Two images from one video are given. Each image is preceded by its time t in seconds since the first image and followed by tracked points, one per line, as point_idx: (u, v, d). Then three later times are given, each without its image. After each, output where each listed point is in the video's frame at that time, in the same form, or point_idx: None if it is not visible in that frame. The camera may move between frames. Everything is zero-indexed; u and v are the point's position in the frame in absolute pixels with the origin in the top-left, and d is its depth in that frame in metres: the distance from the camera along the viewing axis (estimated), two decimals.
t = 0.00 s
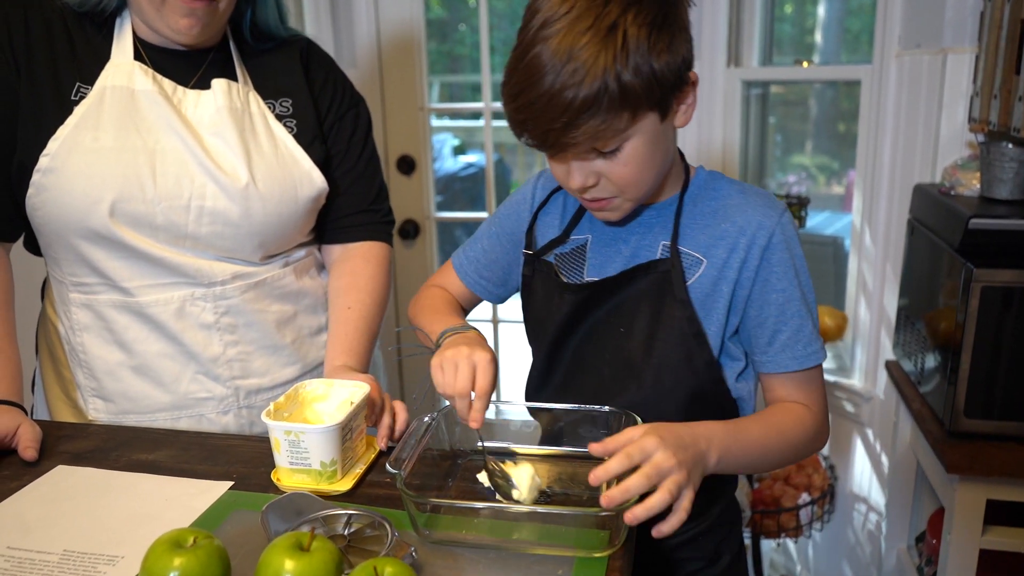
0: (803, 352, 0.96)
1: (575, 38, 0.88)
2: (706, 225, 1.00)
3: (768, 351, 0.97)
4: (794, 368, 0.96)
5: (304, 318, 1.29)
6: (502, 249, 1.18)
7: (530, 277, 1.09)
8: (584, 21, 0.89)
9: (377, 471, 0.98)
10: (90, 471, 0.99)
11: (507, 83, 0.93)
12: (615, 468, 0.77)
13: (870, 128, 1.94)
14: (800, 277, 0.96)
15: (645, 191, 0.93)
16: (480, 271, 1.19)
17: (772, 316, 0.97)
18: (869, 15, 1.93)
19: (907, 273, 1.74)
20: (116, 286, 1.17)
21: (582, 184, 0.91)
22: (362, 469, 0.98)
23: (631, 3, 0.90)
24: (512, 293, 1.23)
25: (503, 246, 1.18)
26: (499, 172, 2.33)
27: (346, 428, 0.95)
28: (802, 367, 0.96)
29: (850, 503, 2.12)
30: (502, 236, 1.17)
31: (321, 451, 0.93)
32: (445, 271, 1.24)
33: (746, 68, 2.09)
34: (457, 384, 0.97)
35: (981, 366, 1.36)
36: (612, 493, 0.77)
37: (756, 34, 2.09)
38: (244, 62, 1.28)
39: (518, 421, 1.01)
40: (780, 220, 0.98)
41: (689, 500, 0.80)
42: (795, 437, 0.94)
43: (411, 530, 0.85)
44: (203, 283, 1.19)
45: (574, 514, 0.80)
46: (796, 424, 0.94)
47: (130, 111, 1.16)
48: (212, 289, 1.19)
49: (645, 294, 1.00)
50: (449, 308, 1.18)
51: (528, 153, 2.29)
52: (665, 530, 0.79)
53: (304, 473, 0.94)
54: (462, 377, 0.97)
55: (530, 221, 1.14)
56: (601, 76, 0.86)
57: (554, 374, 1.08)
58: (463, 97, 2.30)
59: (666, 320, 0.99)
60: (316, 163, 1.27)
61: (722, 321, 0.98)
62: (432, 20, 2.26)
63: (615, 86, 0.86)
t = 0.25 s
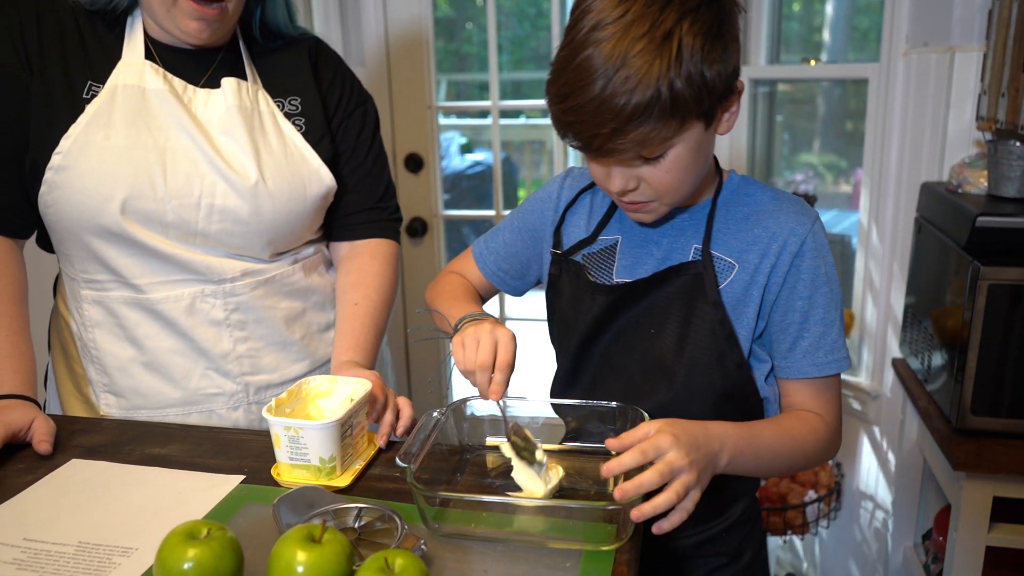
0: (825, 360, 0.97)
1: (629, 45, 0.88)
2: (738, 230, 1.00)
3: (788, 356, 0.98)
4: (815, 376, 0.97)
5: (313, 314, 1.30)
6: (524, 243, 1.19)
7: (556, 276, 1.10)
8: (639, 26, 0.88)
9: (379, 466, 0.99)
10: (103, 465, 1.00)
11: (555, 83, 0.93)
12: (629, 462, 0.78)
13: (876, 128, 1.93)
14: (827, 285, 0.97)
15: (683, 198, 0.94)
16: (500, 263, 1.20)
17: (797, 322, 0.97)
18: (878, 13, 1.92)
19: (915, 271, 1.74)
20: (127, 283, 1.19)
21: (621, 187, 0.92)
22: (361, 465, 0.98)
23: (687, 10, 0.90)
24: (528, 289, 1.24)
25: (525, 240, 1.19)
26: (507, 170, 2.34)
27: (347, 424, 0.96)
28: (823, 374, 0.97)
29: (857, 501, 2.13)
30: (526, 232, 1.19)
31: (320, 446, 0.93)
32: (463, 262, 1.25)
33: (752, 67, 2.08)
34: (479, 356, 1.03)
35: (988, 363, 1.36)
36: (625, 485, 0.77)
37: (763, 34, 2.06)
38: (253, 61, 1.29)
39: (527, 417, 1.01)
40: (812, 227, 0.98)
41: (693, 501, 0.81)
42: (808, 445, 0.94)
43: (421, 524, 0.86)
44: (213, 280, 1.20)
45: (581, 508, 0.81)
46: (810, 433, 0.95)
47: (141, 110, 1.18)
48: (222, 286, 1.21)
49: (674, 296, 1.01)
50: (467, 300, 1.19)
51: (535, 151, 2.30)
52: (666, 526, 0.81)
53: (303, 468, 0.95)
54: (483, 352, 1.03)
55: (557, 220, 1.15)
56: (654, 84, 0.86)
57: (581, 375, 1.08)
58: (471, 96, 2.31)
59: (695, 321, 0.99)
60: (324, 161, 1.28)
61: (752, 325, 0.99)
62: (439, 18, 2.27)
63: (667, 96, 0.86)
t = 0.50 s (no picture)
0: (834, 362, 0.97)
1: (657, 45, 0.88)
2: (752, 231, 1.01)
3: (798, 357, 0.99)
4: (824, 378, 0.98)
5: (323, 310, 1.32)
6: (537, 240, 1.20)
7: (571, 273, 1.12)
8: (667, 27, 0.89)
9: (387, 459, 1.00)
10: (116, 458, 1.02)
11: (580, 80, 0.94)
12: (637, 457, 0.79)
13: (880, 129, 1.94)
14: (839, 288, 0.97)
15: (700, 197, 0.95)
16: (514, 258, 1.22)
17: (808, 324, 0.98)
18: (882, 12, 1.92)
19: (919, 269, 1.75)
20: (140, 278, 1.20)
21: (640, 185, 0.93)
22: (369, 459, 0.99)
23: (714, 12, 0.91)
24: (541, 284, 1.24)
25: (539, 237, 1.20)
26: (512, 168, 2.35)
27: (355, 419, 0.97)
28: (831, 376, 0.98)
29: (861, 497, 2.14)
30: (539, 228, 1.20)
31: (328, 440, 0.94)
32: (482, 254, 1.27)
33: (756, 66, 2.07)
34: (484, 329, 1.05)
35: (991, 360, 1.37)
36: (636, 479, 0.78)
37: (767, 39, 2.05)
38: (261, 58, 1.30)
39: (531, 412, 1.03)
40: (827, 231, 0.98)
41: (696, 498, 0.83)
42: (813, 448, 0.95)
43: (430, 516, 0.87)
44: (224, 275, 1.22)
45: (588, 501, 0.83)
46: (816, 436, 0.95)
47: (153, 107, 1.19)
48: (233, 281, 1.22)
49: (688, 295, 1.02)
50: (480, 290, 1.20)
51: (540, 150, 2.31)
52: (667, 521, 0.82)
53: (312, 462, 0.96)
54: (489, 327, 1.04)
55: (572, 220, 1.16)
56: (680, 85, 0.87)
57: (594, 372, 1.09)
58: (476, 94, 2.32)
59: (710, 319, 1.00)
60: (333, 157, 1.29)
61: (765, 325, 0.99)
62: (444, 17, 2.28)
63: (693, 97, 0.87)
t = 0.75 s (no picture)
0: (841, 359, 0.98)
1: (666, 40, 0.89)
2: (761, 228, 1.01)
3: (804, 354, 0.99)
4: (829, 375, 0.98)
5: (329, 304, 1.34)
6: (544, 235, 1.20)
7: (581, 268, 1.12)
8: (676, 22, 0.90)
9: (393, 453, 1.01)
10: (125, 452, 1.03)
11: (590, 73, 0.95)
12: (646, 453, 0.80)
13: (881, 126, 1.95)
14: (846, 286, 0.97)
15: (707, 192, 0.96)
16: (519, 251, 1.22)
17: (814, 321, 0.98)
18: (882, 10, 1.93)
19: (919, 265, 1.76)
20: (149, 272, 1.21)
21: (648, 179, 0.94)
22: (375, 453, 1.00)
23: (723, 8, 0.92)
24: (547, 276, 1.26)
25: (546, 232, 1.20)
26: (513, 166, 2.36)
27: (361, 413, 0.98)
28: (838, 373, 0.98)
29: (862, 493, 2.14)
30: (547, 223, 1.20)
31: (335, 433, 0.95)
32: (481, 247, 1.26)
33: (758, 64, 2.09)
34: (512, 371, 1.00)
35: (991, 355, 1.38)
36: (645, 475, 0.79)
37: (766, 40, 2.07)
38: (265, 52, 1.32)
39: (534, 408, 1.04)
40: (836, 229, 0.98)
41: (701, 493, 0.83)
42: (817, 444, 0.96)
43: (436, 508, 0.88)
44: (232, 269, 1.23)
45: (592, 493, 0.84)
46: (819, 432, 0.96)
47: (160, 101, 1.21)
48: (241, 275, 1.24)
49: (696, 291, 1.03)
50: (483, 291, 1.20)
51: (542, 147, 2.32)
52: (672, 515, 0.82)
53: (319, 455, 0.97)
54: (499, 371, 1.01)
55: (581, 216, 1.16)
56: (688, 79, 0.88)
57: (601, 366, 1.10)
58: (478, 92, 2.33)
59: (718, 314, 1.01)
60: (340, 149, 1.31)
61: (772, 322, 1.00)
62: (446, 15, 2.29)
63: (701, 91, 0.88)
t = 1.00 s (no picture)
0: (847, 357, 0.98)
1: (679, 40, 0.90)
2: (771, 226, 1.02)
3: (811, 352, 1.00)
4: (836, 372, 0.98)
5: (338, 299, 1.34)
6: (550, 229, 1.21)
7: (588, 264, 1.13)
8: (689, 22, 0.90)
9: (398, 449, 1.02)
10: (131, 447, 1.03)
11: (603, 73, 0.95)
12: (649, 448, 0.80)
13: (883, 125, 1.96)
14: (855, 285, 0.98)
15: (718, 190, 0.96)
16: (525, 245, 1.23)
17: (822, 319, 0.99)
18: (882, 8, 1.94)
19: (920, 262, 1.76)
20: (158, 266, 1.22)
21: (660, 178, 0.95)
22: (380, 448, 1.01)
23: (737, 8, 0.92)
24: (552, 272, 1.27)
25: (552, 226, 1.21)
26: (513, 164, 2.36)
27: (366, 408, 0.99)
28: (844, 371, 0.98)
29: (863, 490, 2.15)
30: (553, 217, 1.21)
31: (341, 429, 0.96)
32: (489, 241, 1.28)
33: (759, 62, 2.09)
34: (500, 370, 1.01)
35: (992, 352, 1.38)
36: (648, 471, 0.79)
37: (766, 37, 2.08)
38: (269, 45, 1.33)
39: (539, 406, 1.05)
40: (845, 228, 0.99)
41: (707, 489, 0.84)
42: (820, 442, 0.96)
43: (441, 503, 0.89)
44: (241, 263, 1.24)
45: (596, 488, 0.85)
46: (822, 430, 0.97)
47: (166, 97, 1.21)
48: (250, 269, 1.24)
49: (705, 285, 1.03)
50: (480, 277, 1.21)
51: (543, 146, 2.32)
52: (680, 513, 0.83)
53: (325, 451, 0.97)
54: (487, 371, 1.02)
55: (590, 212, 1.17)
56: (701, 79, 0.88)
57: (608, 363, 1.11)
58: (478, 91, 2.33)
59: (726, 311, 1.01)
60: (345, 142, 1.33)
61: (780, 319, 1.00)
62: (447, 14, 2.29)
63: (713, 92, 0.89)
